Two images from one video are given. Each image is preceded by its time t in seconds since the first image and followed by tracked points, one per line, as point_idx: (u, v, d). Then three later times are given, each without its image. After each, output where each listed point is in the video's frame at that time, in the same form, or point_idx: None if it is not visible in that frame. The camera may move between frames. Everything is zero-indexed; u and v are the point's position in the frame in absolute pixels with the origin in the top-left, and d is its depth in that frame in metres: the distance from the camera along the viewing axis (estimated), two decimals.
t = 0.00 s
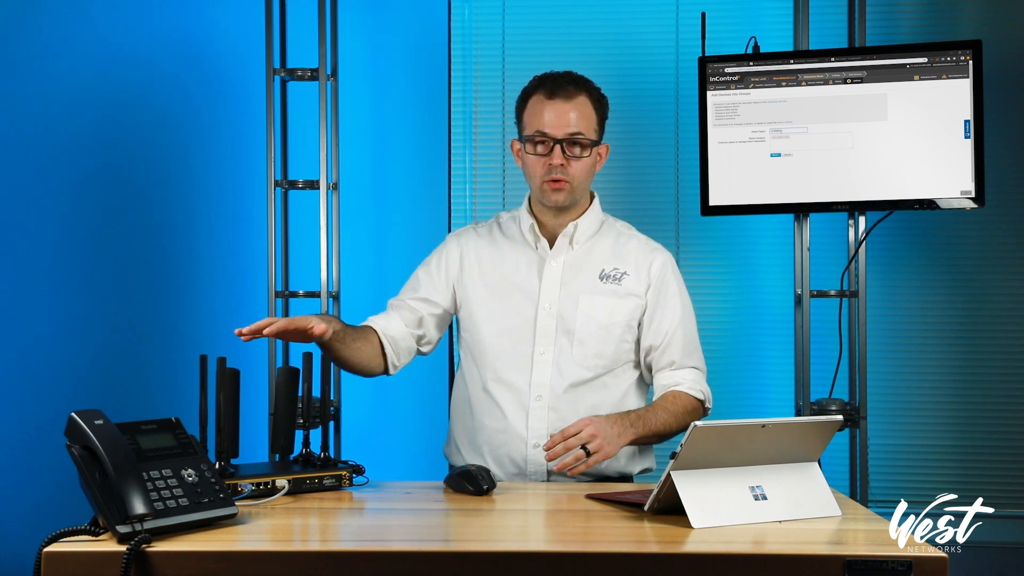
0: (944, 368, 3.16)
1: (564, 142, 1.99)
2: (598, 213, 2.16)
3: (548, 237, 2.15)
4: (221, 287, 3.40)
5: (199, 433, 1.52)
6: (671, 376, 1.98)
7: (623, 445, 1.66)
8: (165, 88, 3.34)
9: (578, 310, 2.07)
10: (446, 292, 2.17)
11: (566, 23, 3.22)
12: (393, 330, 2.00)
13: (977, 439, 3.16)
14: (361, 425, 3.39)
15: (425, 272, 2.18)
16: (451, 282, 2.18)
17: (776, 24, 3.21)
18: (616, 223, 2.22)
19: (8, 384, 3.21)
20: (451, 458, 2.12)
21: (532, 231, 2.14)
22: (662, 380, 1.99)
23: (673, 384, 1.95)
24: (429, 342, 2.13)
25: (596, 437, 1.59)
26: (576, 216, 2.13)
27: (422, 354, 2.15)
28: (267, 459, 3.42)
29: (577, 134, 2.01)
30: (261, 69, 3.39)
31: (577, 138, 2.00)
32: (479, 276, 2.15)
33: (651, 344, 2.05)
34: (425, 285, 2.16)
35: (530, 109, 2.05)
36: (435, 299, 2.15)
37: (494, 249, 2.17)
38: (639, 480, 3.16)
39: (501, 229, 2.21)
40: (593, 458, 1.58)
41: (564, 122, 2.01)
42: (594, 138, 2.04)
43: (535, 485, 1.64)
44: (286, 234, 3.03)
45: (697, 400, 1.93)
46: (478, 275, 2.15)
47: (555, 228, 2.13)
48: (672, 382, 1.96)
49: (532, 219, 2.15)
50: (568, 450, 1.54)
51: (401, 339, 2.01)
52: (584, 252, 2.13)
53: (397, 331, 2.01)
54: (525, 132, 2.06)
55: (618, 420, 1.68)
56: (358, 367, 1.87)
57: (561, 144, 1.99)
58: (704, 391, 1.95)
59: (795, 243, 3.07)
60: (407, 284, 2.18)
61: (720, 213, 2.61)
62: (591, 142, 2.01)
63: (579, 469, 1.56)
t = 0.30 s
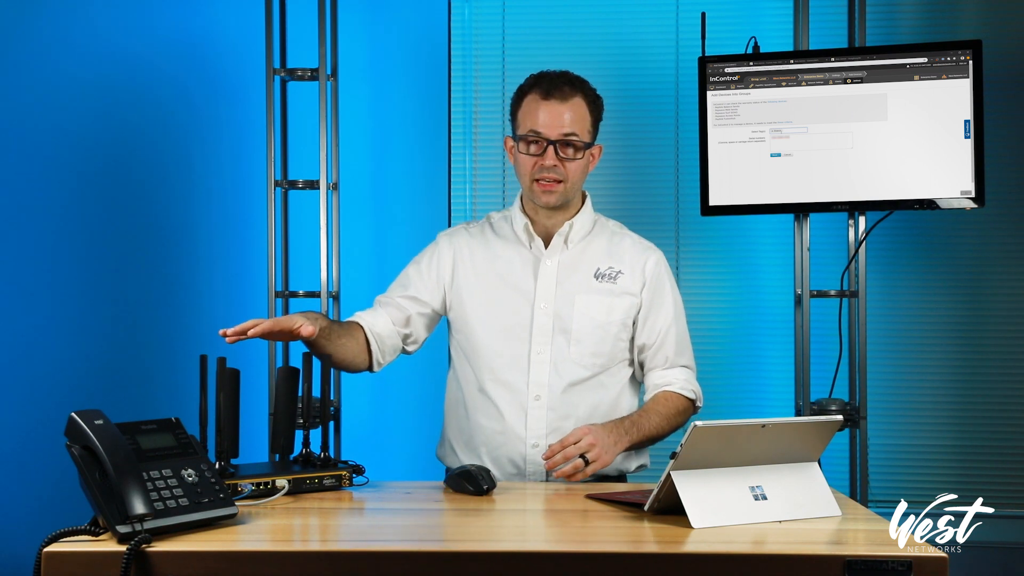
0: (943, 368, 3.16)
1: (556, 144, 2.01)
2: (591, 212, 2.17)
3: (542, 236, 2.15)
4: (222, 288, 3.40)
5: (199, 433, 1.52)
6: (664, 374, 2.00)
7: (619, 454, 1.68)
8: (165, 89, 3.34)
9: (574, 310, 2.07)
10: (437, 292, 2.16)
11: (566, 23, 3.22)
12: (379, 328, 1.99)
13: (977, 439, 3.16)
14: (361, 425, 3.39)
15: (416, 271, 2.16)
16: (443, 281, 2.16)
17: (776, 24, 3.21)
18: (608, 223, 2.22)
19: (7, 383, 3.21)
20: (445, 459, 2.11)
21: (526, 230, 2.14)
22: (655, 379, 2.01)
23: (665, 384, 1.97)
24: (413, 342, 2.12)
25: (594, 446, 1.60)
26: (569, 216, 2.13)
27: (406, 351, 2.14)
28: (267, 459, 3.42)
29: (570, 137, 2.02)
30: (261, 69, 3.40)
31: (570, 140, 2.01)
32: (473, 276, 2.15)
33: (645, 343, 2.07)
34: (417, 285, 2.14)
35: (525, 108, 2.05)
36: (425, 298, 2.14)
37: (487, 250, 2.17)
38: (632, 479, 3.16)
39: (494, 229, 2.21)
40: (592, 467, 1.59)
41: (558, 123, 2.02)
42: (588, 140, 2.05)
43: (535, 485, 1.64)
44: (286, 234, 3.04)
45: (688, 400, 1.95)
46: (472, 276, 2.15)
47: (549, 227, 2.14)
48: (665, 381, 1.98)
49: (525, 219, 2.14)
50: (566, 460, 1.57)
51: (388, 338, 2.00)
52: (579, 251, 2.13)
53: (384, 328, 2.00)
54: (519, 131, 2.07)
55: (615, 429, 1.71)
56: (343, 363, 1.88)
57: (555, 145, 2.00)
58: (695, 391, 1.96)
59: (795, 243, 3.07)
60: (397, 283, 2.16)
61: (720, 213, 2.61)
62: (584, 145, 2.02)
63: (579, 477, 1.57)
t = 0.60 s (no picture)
0: (943, 368, 3.16)
1: (555, 142, 2.01)
2: (588, 212, 2.17)
3: (538, 236, 2.15)
4: (222, 287, 3.41)
5: (199, 433, 1.51)
6: (660, 376, 2.01)
7: (613, 457, 1.70)
8: (165, 89, 3.34)
9: (571, 310, 2.07)
10: (434, 294, 2.16)
11: (567, 23, 3.22)
12: (378, 332, 1.99)
13: (977, 439, 3.16)
14: (361, 425, 3.39)
15: (412, 273, 2.16)
16: (439, 283, 2.16)
17: (776, 25, 3.21)
18: (605, 223, 2.23)
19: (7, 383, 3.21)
20: (441, 458, 2.12)
21: (523, 230, 2.14)
22: (652, 380, 2.01)
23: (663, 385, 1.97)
24: (414, 345, 2.12)
25: (588, 451, 1.63)
26: (566, 217, 2.13)
27: (410, 353, 2.14)
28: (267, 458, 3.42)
29: (569, 135, 2.02)
30: (260, 69, 3.40)
31: (569, 139, 2.01)
32: (469, 277, 2.14)
33: (642, 343, 2.08)
34: (414, 288, 2.14)
35: (523, 107, 2.05)
36: (424, 301, 2.14)
37: (483, 250, 2.17)
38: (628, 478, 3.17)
39: (490, 229, 2.21)
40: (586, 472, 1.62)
41: (556, 121, 2.02)
42: (587, 139, 2.05)
43: (534, 485, 1.64)
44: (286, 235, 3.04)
45: (685, 400, 1.95)
46: (469, 277, 2.15)
47: (546, 227, 2.14)
48: (661, 382, 1.99)
49: (522, 219, 2.14)
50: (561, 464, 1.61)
51: (388, 343, 2.00)
52: (576, 251, 2.13)
53: (383, 333, 2.00)
54: (518, 129, 2.06)
55: (610, 432, 1.72)
56: (346, 371, 1.87)
57: (553, 144, 2.00)
58: (692, 391, 1.97)
59: (795, 243, 3.07)
60: (394, 286, 2.16)
61: (720, 213, 2.61)
62: (582, 144, 2.02)
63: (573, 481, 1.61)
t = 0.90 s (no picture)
0: (943, 368, 3.16)
1: (555, 142, 2.01)
2: (586, 212, 2.17)
3: (537, 236, 2.16)
4: (222, 287, 3.41)
5: (199, 433, 1.51)
6: (659, 376, 2.01)
7: (610, 457, 1.69)
8: (164, 89, 3.34)
9: (570, 310, 2.07)
10: (433, 294, 2.16)
11: (567, 23, 3.22)
12: (377, 333, 1.99)
13: (977, 439, 3.16)
14: (361, 425, 3.39)
15: (411, 274, 2.16)
16: (437, 283, 2.16)
17: (776, 24, 3.21)
18: (603, 222, 2.22)
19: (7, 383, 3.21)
20: (439, 459, 2.12)
21: (522, 230, 2.14)
22: (652, 379, 2.01)
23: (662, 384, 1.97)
24: (414, 346, 2.12)
25: (584, 451, 1.63)
26: (565, 217, 2.14)
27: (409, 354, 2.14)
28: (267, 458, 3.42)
29: (570, 134, 2.02)
30: (260, 69, 3.40)
31: (569, 137, 2.01)
32: (468, 277, 2.15)
33: (641, 343, 2.08)
34: (412, 288, 2.14)
35: (522, 107, 2.05)
36: (422, 301, 2.14)
37: (481, 250, 2.17)
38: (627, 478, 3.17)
39: (488, 229, 2.21)
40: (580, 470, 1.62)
41: (556, 120, 2.02)
42: (587, 138, 2.06)
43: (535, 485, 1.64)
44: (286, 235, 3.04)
45: (685, 400, 1.95)
46: (467, 277, 2.15)
47: (545, 228, 2.14)
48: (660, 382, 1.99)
49: (520, 219, 2.15)
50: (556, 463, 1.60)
51: (388, 343, 2.00)
52: (574, 251, 2.13)
53: (382, 334, 2.00)
54: (517, 128, 2.06)
55: (607, 431, 1.72)
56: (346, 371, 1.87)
57: (554, 143, 2.00)
58: (691, 391, 1.96)
59: (795, 243, 3.07)
60: (393, 287, 2.16)
61: (721, 213, 2.61)
62: (582, 143, 2.03)
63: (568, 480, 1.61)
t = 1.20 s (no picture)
0: (943, 367, 3.16)
1: (558, 138, 2.01)
2: (586, 212, 2.17)
3: (537, 236, 2.16)
4: (221, 287, 3.40)
5: (199, 433, 1.51)
6: (659, 376, 2.01)
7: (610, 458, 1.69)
8: (164, 88, 3.34)
9: (570, 311, 2.07)
10: (432, 295, 2.15)
11: (566, 23, 3.22)
12: (377, 334, 1.99)
13: (977, 439, 3.16)
14: (361, 425, 3.39)
15: (410, 274, 2.16)
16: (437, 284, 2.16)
17: (776, 24, 3.21)
18: (603, 222, 2.22)
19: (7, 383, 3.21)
20: (439, 459, 2.12)
21: (521, 230, 2.14)
22: (652, 380, 2.01)
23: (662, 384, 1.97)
24: (413, 347, 2.11)
25: (584, 451, 1.62)
26: (564, 217, 2.14)
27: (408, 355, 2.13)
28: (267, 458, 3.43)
29: (573, 131, 2.03)
30: (260, 69, 3.40)
31: (572, 135, 2.02)
32: (467, 277, 2.14)
33: (640, 343, 2.08)
34: (412, 289, 2.14)
35: (526, 104, 2.06)
36: (422, 302, 2.13)
37: (480, 251, 2.17)
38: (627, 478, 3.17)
39: (487, 229, 2.21)
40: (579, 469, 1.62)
41: (560, 118, 2.02)
42: (590, 136, 2.06)
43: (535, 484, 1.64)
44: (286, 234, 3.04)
45: (685, 401, 1.95)
46: (467, 277, 2.14)
47: (544, 228, 2.15)
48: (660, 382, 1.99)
49: (520, 219, 2.15)
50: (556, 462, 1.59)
51: (387, 344, 2.00)
52: (574, 252, 2.13)
53: (382, 335, 2.00)
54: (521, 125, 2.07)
55: (606, 432, 1.71)
56: (346, 370, 1.87)
57: (557, 140, 2.01)
58: (691, 391, 1.96)
59: (795, 243, 3.07)
60: (392, 289, 2.16)
61: (721, 213, 2.61)
62: (586, 141, 2.04)
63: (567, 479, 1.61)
